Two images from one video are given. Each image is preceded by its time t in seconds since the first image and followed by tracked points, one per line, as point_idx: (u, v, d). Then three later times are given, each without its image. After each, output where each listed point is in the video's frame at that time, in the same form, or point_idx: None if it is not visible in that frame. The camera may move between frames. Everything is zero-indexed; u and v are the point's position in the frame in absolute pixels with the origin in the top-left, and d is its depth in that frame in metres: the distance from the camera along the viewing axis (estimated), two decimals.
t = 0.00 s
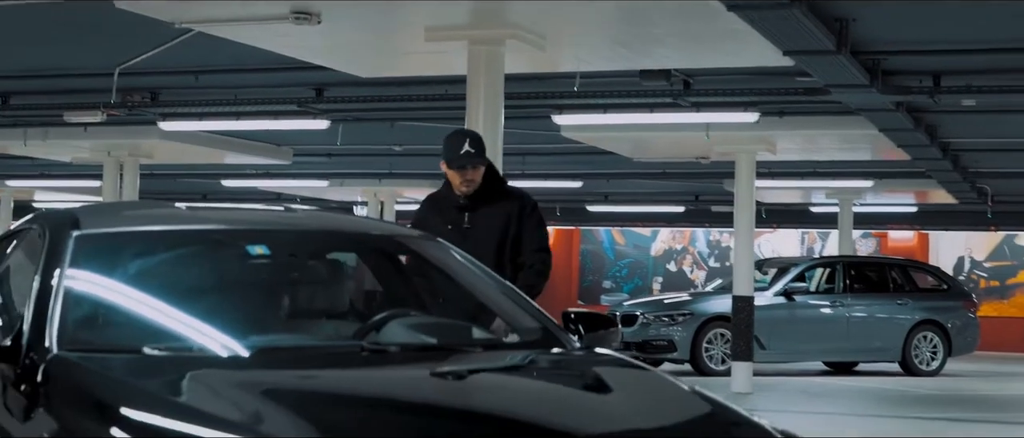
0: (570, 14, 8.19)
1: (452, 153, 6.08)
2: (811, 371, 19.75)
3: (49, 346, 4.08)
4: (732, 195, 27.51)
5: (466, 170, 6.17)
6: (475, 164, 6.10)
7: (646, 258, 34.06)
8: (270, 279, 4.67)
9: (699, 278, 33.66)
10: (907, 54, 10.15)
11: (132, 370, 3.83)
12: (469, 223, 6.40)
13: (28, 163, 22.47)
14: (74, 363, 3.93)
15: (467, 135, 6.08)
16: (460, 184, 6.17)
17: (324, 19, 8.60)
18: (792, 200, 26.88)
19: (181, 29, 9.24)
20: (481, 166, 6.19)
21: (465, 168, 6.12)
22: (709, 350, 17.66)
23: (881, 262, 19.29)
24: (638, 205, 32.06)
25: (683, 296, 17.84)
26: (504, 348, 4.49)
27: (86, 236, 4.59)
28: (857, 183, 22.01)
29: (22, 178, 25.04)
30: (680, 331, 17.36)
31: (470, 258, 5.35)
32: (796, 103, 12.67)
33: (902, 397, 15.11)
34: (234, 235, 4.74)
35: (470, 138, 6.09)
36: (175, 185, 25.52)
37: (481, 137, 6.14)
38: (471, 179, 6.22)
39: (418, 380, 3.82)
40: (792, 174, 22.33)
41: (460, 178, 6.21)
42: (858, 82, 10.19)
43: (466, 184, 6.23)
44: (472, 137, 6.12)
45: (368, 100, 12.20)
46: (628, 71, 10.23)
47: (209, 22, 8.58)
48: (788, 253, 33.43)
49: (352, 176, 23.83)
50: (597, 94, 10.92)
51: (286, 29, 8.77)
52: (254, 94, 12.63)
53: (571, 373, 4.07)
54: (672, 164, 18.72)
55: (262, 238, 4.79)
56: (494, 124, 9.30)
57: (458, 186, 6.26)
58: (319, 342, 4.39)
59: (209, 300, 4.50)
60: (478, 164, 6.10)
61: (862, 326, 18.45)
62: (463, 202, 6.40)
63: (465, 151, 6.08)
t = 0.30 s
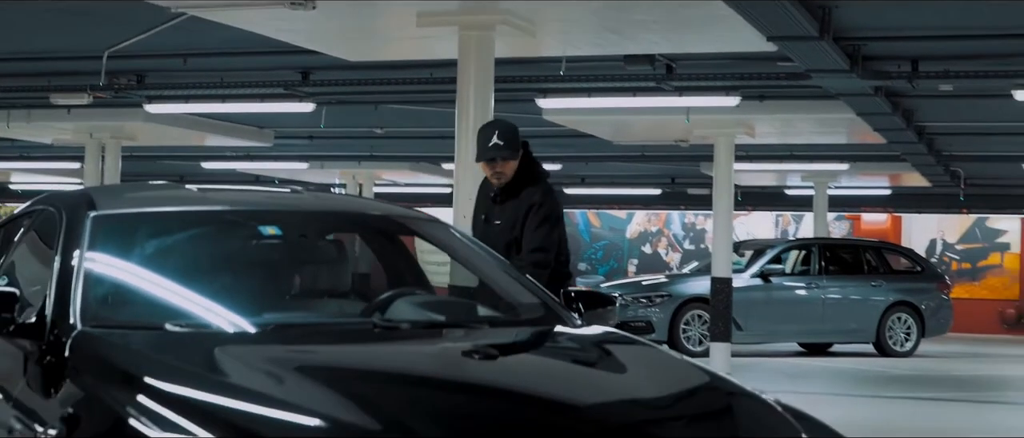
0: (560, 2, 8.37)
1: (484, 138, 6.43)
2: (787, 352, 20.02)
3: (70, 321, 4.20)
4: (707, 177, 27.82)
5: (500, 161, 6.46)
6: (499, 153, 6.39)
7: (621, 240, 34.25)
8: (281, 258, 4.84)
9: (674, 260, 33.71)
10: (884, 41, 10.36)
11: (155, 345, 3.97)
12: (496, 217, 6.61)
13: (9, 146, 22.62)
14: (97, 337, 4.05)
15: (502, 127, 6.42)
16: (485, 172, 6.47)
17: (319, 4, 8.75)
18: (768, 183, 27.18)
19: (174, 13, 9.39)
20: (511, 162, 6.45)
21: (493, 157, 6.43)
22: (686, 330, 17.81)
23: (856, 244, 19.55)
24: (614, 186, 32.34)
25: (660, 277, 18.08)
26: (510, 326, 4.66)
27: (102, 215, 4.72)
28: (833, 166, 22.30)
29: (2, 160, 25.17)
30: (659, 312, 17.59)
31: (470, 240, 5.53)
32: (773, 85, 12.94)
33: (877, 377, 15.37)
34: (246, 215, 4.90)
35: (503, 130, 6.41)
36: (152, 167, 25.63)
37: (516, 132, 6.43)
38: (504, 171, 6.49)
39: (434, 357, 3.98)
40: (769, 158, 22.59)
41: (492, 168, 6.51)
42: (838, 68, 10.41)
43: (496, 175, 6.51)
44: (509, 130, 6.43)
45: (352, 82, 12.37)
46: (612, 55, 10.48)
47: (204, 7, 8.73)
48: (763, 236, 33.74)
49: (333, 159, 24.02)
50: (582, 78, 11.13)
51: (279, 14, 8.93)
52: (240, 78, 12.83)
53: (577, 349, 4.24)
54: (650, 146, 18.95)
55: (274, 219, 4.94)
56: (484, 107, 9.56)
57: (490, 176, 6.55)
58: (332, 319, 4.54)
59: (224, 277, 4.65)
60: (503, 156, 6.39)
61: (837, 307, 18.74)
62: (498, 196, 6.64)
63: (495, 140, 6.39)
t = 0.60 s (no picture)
0: None
1: (505, 114, 6.58)
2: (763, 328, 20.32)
3: (98, 296, 4.36)
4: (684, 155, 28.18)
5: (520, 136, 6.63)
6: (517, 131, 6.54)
7: (597, 218, 34.57)
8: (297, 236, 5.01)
9: (650, 238, 34.09)
10: (867, 24, 10.64)
11: (181, 319, 4.13)
12: (515, 189, 6.80)
13: None
14: (126, 312, 4.20)
15: (521, 105, 6.56)
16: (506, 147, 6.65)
17: None
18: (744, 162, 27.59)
19: None
20: (530, 139, 6.60)
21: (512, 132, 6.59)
22: (665, 307, 18.04)
23: (831, 223, 19.82)
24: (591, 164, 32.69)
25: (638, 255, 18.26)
26: (519, 303, 4.85)
27: (124, 195, 4.89)
28: (810, 145, 22.64)
29: None
30: (637, 289, 17.80)
31: (475, 219, 5.71)
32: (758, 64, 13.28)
33: (851, 353, 15.66)
34: (263, 195, 5.07)
35: (523, 109, 6.55)
36: (134, 144, 25.88)
37: (537, 111, 6.58)
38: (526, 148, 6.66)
39: (452, 331, 4.15)
40: (747, 137, 22.91)
41: (514, 143, 6.68)
42: (822, 51, 10.73)
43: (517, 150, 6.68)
44: (529, 108, 6.57)
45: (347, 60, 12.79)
46: (596, 34, 10.93)
47: None
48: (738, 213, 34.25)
49: (314, 136, 24.26)
50: (569, 58, 11.44)
51: None
52: (231, 56, 13.16)
53: (586, 326, 4.42)
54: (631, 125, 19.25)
55: (289, 199, 5.12)
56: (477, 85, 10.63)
57: (511, 150, 6.74)
58: (350, 297, 4.72)
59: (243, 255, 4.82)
60: (521, 133, 6.55)
61: (813, 284, 19.04)
62: (519, 170, 6.83)
63: (513, 118, 6.54)
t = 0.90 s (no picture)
0: None
1: (508, 95, 6.56)
2: (747, 309, 20.60)
3: (125, 276, 4.50)
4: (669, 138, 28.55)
5: (524, 116, 6.62)
6: (523, 111, 6.54)
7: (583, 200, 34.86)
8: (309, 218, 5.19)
9: (634, 219, 34.40)
10: (854, 11, 10.98)
11: (205, 298, 4.28)
12: (518, 170, 6.79)
13: None
14: (151, 291, 4.34)
15: (525, 85, 6.54)
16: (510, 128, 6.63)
17: None
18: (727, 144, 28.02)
19: None
20: (535, 119, 6.60)
21: (516, 112, 6.57)
22: (652, 288, 18.31)
23: (815, 205, 20.01)
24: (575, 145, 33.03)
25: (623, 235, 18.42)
26: (528, 284, 5.01)
27: (143, 178, 5.02)
28: (795, 128, 22.96)
29: None
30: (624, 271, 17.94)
31: (481, 201, 5.85)
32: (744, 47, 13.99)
33: (835, 333, 15.93)
34: (278, 178, 5.22)
35: (528, 89, 6.53)
36: (125, 126, 26.18)
37: (537, 87, 6.58)
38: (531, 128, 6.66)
39: (467, 311, 4.31)
40: (733, 119, 23.22)
41: (517, 124, 6.67)
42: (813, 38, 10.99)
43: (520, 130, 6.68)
44: (531, 86, 6.57)
45: (343, 47, 13.74)
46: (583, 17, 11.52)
47: None
48: (722, 196, 34.77)
49: (303, 118, 24.52)
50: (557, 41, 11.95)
51: None
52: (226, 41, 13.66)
53: (595, 306, 4.57)
54: (618, 108, 19.58)
55: (304, 181, 5.27)
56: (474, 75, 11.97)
57: (512, 130, 6.73)
58: (365, 278, 4.88)
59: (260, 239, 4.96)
60: (526, 114, 6.55)
61: (798, 266, 19.27)
62: (520, 152, 6.83)
63: (517, 98, 6.53)
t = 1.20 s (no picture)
0: None
1: (511, 81, 6.62)
2: (736, 293, 20.85)
3: (152, 261, 4.64)
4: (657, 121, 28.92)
5: (525, 100, 6.70)
6: (526, 97, 6.62)
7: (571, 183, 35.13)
8: (324, 203, 5.35)
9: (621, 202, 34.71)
10: None
11: (229, 280, 4.42)
12: (518, 154, 6.88)
13: None
14: (177, 273, 4.50)
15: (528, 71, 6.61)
16: (513, 113, 6.71)
17: None
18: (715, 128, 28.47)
19: None
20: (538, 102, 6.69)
21: (518, 97, 6.65)
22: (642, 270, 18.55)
23: (804, 189, 20.23)
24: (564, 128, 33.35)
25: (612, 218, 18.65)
26: (537, 267, 5.17)
27: (165, 166, 5.19)
28: (784, 113, 23.28)
29: None
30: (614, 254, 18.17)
31: (490, 187, 6.00)
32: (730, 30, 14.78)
33: (823, 316, 16.18)
34: (294, 165, 5.40)
35: (531, 74, 6.60)
36: (118, 109, 26.48)
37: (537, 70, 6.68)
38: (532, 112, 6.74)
39: (482, 292, 4.48)
40: (723, 105, 23.52)
41: (517, 108, 6.74)
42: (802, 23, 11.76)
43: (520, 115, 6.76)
44: (533, 71, 6.65)
45: (340, 31, 14.82)
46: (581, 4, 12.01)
47: None
48: (710, 179, 35.84)
49: (291, 102, 24.68)
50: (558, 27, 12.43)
51: None
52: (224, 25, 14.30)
53: (607, 289, 4.71)
54: (610, 92, 19.90)
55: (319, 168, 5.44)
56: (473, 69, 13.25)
57: (512, 115, 6.80)
58: (379, 260, 5.04)
59: (277, 223, 5.13)
60: (530, 99, 6.63)
61: (786, 249, 19.49)
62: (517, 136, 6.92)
63: (521, 84, 6.59)
